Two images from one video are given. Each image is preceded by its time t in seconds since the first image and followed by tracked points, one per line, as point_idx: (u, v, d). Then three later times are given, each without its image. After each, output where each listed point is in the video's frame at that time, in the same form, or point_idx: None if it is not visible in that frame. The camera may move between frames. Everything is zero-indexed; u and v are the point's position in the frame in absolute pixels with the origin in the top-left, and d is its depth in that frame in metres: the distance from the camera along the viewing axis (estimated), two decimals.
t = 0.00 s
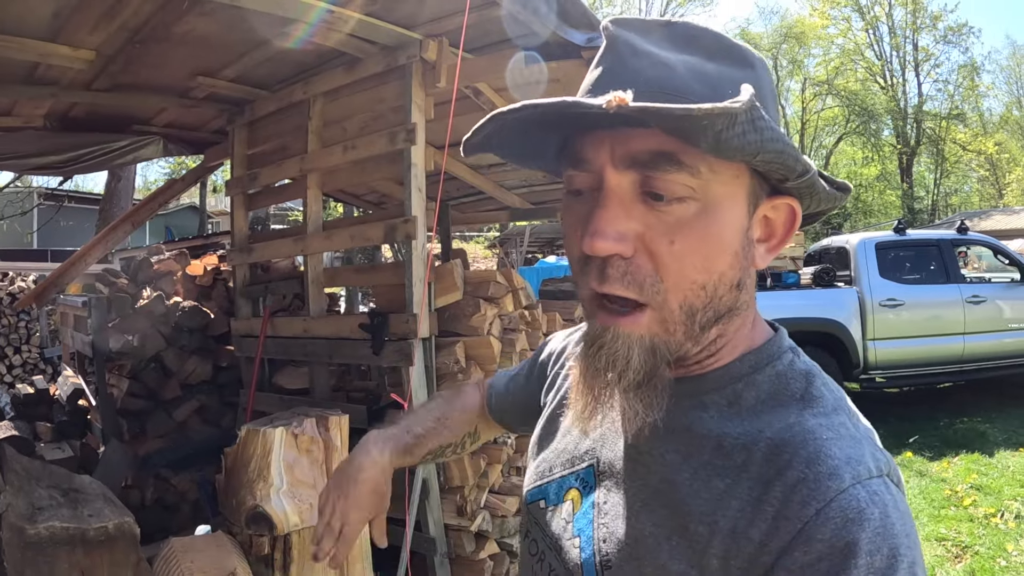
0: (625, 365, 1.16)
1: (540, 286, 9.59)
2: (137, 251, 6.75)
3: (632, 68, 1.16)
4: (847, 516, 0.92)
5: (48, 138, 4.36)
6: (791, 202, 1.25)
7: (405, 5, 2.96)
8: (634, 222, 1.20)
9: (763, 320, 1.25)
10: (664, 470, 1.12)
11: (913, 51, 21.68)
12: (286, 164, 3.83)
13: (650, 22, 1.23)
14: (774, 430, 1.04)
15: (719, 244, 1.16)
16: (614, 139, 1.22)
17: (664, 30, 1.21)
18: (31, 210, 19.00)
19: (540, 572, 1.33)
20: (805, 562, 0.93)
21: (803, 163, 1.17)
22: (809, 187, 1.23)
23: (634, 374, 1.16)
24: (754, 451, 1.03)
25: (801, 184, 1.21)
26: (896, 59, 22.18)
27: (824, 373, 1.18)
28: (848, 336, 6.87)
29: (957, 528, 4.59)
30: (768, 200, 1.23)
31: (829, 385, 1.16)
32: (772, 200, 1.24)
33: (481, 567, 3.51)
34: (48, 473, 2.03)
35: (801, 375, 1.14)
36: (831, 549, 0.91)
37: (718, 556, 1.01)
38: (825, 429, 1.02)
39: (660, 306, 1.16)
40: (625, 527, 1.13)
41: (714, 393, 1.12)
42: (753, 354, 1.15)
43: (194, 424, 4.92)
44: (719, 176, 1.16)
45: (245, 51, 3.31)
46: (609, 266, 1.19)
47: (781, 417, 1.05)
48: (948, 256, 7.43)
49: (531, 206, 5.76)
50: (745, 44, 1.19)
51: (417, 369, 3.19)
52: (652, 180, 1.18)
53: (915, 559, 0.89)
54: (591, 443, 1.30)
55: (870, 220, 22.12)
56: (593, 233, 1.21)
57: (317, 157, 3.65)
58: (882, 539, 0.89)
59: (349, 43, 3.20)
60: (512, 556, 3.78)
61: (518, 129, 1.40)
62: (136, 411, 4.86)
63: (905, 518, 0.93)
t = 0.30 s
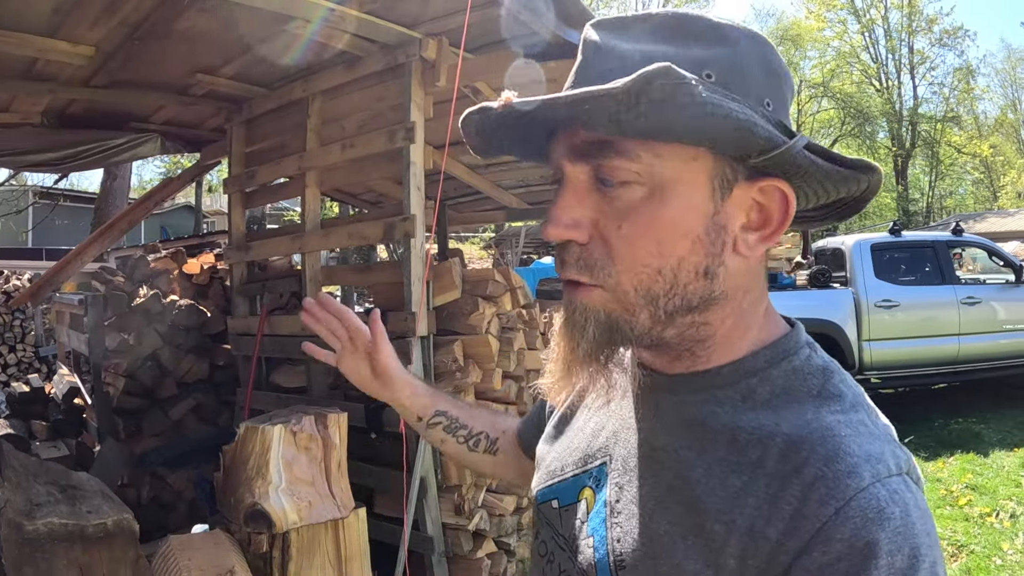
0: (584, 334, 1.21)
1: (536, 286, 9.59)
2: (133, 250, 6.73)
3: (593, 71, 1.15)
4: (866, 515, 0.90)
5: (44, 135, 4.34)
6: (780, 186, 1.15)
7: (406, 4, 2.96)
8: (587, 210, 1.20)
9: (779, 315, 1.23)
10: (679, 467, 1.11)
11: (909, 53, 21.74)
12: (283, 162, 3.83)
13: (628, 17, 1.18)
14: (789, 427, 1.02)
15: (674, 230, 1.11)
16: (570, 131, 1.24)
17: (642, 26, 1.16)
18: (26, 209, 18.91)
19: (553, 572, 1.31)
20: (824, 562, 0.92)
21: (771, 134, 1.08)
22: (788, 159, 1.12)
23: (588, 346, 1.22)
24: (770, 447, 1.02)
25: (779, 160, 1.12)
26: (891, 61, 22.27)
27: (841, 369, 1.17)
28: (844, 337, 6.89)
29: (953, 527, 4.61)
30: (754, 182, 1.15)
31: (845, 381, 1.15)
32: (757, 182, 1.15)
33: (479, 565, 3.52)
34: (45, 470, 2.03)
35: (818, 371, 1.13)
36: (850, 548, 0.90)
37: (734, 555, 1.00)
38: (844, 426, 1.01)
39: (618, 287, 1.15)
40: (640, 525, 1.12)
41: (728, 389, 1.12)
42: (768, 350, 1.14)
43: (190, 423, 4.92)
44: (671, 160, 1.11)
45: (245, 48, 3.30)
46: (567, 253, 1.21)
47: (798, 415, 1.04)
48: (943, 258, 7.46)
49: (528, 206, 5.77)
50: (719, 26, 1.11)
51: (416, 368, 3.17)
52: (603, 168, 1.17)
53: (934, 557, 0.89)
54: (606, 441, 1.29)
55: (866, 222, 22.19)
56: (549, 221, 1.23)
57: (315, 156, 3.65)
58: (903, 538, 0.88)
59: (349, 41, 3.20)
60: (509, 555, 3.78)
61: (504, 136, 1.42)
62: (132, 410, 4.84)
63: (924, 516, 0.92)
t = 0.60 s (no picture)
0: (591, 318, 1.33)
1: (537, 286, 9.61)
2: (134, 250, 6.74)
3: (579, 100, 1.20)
4: (890, 540, 0.87)
5: (46, 136, 4.34)
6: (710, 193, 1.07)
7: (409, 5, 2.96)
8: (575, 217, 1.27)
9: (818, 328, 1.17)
10: (703, 476, 1.07)
11: (908, 53, 21.78)
12: (285, 163, 3.83)
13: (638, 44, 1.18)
14: (817, 442, 0.98)
15: (616, 236, 1.16)
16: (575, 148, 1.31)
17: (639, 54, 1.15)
18: (25, 210, 18.91)
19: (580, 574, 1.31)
20: None
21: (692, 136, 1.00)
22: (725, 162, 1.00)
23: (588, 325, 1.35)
24: (796, 462, 0.98)
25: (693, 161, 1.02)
26: (890, 62, 22.30)
27: (877, 384, 1.10)
28: (845, 337, 6.91)
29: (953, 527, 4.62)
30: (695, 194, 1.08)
31: (880, 399, 1.07)
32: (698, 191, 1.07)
33: (482, 566, 3.53)
34: (51, 474, 2.03)
35: (852, 385, 1.06)
36: (873, 571, 0.87)
37: (755, 570, 0.97)
38: (875, 445, 0.97)
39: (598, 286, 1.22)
40: (660, 534, 1.10)
41: (757, 400, 1.07)
42: (801, 362, 1.07)
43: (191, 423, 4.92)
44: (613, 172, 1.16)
45: (247, 49, 3.30)
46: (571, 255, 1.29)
47: (826, 429, 1.00)
48: (943, 258, 7.47)
49: (529, 207, 5.78)
50: (680, 36, 1.08)
51: (421, 369, 3.16)
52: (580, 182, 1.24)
53: None
54: (634, 447, 1.27)
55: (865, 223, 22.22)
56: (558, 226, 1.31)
57: (318, 157, 3.65)
58: (929, 564, 0.86)
59: (352, 43, 3.20)
60: (512, 556, 3.79)
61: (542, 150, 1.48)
62: (133, 411, 4.84)
63: (951, 542, 0.89)
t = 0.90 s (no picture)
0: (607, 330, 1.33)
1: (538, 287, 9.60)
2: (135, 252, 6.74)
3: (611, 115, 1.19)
4: (901, 559, 0.87)
5: (48, 138, 4.34)
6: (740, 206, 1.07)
7: (413, 7, 2.95)
8: (605, 223, 1.25)
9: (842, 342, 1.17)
10: (718, 485, 1.07)
11: (908, 53, 21.76)
12: (288, 166, 3.82)
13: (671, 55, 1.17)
14: (833, 456, 0.98)
15: (645, 245, 1.15)
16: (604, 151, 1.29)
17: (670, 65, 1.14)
18: (26, 210, 18.91)
19: None
20: None
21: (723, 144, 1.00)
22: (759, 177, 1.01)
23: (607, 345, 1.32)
24: (811, 474, 0.98)
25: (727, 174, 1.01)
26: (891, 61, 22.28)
27: (896, 401, 1.10)
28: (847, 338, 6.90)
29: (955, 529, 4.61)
30: (717, 206, 1.08)
31: (900, 416, 1.08)
32: (729, 203, 1.07)
33: (485, 568, 3.53)
34: (56, 481, 2.03)
35: (872, 401, 1.07)
36: None
37: None
38: (890, 461, 0.97)
39: (622, 294, 1.21)
40: (674, 540, 1.09)
41: (778, 411, 1.06)
42: (822, 375, 1.07)
43: (194, 425, 4.91)
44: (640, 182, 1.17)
45: (249, 51, 3.30)
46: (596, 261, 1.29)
47: (843, 444, 1.00)
48: (945, 259, 7.46)
49: (531, 207, 5.77)
50: (715, 49, 1.07)
51: (424, 373, 3.16)
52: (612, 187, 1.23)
53: None
54: (653, 453, 1.26)
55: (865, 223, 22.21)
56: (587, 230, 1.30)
57: (321, 160, 3.64)
58: None
59: (355, 45, 3.19)
60: (515, 558, 3.78)
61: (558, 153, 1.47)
62: (135, 413, 4.84)
63: (963, 564, 0.89)
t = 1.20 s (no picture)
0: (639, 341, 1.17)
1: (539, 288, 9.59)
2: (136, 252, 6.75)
3: (659, 83, 1.14)
4: (896, 553, 0.86)
5: (47, 138, 4.34)
6: (838, 202, 1.11)
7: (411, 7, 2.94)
8: (653, 217, 1.18)
9: (834, 339, 1.18)
10: (715, 484, 1.07)
11: (909, 53, 21.74)
12: (288, 167, 3.81)
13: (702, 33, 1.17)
14: (831, 455, 0.98)
15: (729, 238, 1.09)
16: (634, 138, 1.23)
17: (709, 42, 1.14)
18: (28, 210, 18.94)
19: None
20: None
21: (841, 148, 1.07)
22: (855, 181, 1.09)
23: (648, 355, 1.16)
24: (809, 473, 0.98)
25: (844, 175, 1.08)
26: (892, 62, 22.26)
27: (892, 400, 1.11)
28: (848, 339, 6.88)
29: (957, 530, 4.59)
30: (806, 201, 1.11)
31: (896, 412, 1.09)
32: (818, 198, 1.11)
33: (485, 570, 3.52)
34: (54, 481, 2.02)
35: (868, 397, 1.08)
36: None
37: None
38: (887, 457, 0.97)
39: (678, 296, 1.12)
40: (674, 539, 1.09)
41: (775, 410, 1.09)
42: (819, 373, 1.10)
43: (194, 426, 4.90)
44: (731, 167, 1.11)
45: (249, 52, 3.29)
46: (629, 259, 1.20)
47: (841, 442, 1.00)
48: (947, 259, 7.44)
49: (532, 208, 5.76)
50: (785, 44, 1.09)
51: (424, 374, 3.15)
52: (670, 169, 1.16)
53: None
54: (651, 452, 1.26)
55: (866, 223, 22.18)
56: (615, 225, 1.22)
57: (321, 160, 3.63)
58: None
59: (354, 45, 3.19)
60: (515, 559, 3.77)
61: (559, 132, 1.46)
62: (136, 413, 4.83)
63: (958, 557, 0.87)
